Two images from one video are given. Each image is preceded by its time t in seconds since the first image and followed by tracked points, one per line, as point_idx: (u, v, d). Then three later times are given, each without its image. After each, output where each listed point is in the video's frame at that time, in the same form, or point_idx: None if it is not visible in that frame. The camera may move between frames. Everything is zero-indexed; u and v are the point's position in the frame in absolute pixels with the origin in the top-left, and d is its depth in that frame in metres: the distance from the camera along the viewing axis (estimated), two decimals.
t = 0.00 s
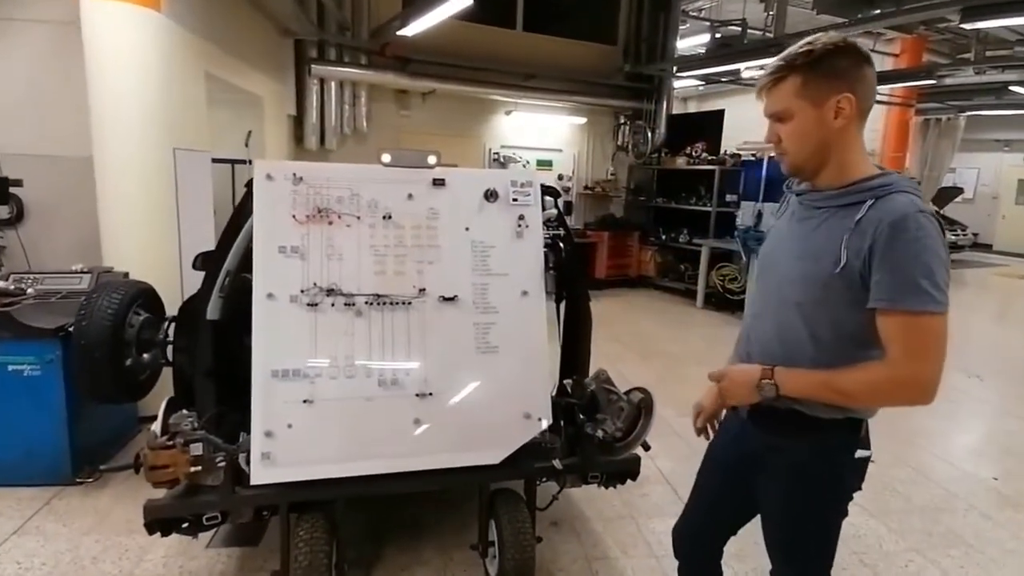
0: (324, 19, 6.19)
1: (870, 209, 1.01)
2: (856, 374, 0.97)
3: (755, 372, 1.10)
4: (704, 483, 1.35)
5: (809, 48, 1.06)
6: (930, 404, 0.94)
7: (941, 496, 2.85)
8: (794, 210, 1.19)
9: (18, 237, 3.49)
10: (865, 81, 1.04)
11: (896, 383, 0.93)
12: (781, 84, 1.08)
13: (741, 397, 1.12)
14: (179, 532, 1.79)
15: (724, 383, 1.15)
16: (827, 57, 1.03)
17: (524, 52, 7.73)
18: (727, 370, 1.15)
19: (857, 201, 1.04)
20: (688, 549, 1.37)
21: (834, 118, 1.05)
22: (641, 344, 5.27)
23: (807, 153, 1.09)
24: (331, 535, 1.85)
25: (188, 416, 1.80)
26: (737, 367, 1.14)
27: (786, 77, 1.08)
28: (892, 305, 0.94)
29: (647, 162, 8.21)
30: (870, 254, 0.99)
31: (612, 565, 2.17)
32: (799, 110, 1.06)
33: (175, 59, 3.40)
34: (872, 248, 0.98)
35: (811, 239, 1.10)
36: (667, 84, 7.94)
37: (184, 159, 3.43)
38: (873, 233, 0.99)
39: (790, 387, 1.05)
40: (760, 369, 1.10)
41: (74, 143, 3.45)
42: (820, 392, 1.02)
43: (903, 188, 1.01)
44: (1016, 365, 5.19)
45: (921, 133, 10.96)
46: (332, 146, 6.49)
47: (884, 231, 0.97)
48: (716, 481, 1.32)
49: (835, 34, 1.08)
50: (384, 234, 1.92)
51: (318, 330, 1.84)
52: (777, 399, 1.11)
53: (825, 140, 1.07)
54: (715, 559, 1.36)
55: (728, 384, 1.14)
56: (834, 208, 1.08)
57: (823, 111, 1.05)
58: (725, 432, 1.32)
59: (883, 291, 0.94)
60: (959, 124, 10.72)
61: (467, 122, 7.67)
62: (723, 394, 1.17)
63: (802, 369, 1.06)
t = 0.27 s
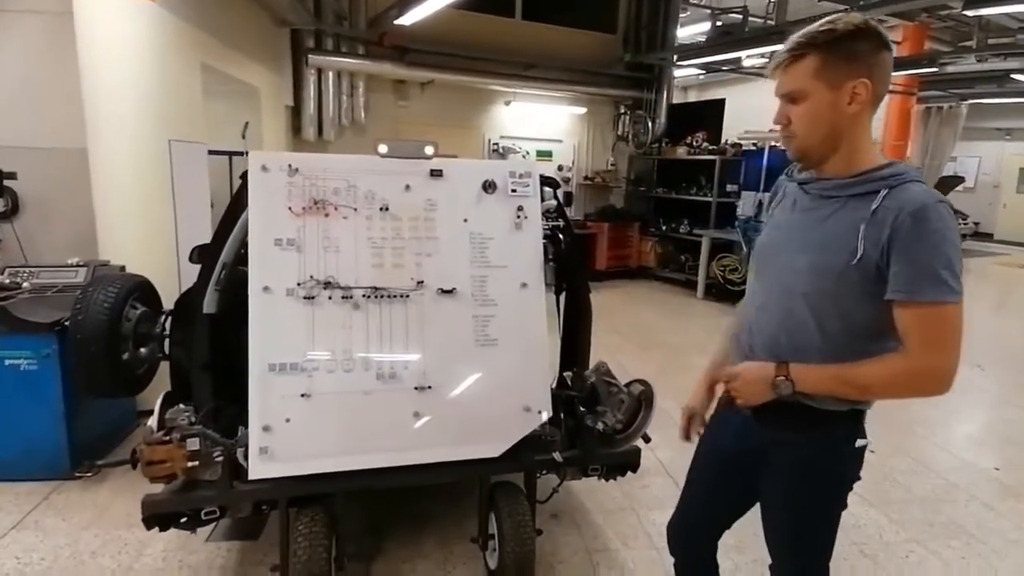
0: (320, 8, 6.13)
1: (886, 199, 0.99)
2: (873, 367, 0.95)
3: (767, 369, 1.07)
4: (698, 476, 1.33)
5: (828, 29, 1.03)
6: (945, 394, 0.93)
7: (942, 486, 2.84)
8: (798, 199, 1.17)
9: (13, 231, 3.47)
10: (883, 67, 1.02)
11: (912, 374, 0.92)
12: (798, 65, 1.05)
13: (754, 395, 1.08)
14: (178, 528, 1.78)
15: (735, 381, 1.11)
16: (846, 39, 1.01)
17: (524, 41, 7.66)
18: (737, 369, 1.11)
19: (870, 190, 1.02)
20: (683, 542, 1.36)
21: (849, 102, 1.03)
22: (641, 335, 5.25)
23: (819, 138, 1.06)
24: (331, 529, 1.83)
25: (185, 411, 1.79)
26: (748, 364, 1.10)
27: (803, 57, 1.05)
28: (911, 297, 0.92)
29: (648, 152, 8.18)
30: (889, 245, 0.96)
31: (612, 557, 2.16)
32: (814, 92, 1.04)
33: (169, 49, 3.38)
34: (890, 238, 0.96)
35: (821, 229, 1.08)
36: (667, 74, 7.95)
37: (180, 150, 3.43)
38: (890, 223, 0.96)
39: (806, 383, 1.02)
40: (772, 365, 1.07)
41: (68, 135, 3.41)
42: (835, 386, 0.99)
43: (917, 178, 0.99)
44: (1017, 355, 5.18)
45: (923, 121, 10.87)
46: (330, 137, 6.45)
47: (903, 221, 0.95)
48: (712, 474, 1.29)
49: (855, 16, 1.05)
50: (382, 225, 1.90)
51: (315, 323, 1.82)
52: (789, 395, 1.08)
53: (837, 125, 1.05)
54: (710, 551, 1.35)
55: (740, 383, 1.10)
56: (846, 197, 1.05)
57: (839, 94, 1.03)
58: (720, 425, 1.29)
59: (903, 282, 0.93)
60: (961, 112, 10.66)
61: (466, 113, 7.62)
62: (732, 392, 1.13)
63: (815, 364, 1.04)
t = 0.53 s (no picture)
0: (324, 10, 6.14)
1: (914, 208, 0.97)
2: (911, 380, 0.94)
3: (802, 390, 1.02)
4: (696, 483, 1.31)
5: (856, 32, 1.00)
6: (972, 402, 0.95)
7: (946, 494, 2.81)
8: (805, 205, 1.14)
9: (15, 231, 3.47)
10: (907, 74, 1.00)
11: (952, 387, 0.91)
12: (825, 69, 1.01)
13: (790, 418, 1.03)
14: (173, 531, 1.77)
15: (767, 407, 1.04)
16: (876, 43, 0.98)
17: (527, 45, 7.66)
18: (765, 390, 1.05)
19: (894, 200, 1.00)
20: (682, 550, 1.34)
21: (876, 109, 1.00)
22: (644, 340, 5.23)
23: (845, 146, 1.03)
24: (328, 535, 1.82)
25: (181, 414, 1.77)
26: (779, 387, 1.03)
27: (830, 60, 1.01)
28: (948, 310, 0.92)
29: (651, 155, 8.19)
30: (922, 257, 0.95)
31: (612, 564, 2.14)
32: (841, 98, 1.00)
33: (171, 50, 3.37)
34: (924, 250, 0.95)
35: (841, 238, 1.05)
36: (671, 78, 7.94)
37: (180, 152, 3.43)
38: (923, 235, 0.95)
39: (843, 403, 0.99)
40: (807, 386, 1.02)
41: (71, 135, 3.42)
42: (876, 404, 0.96)
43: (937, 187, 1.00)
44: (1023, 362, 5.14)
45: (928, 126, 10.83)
46: (332, 139, 6.45)
47: (940, 232, 0.94)
48: (711, 482, 1.27)
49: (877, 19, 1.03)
50: (381, 228, 1.88)
51: (313, 327, 1.80)
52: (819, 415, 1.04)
53: (862, 132, 1.02)
54: (709, 559, 1.33)
55: (775, 409, 1.03)
56: (869, 207, 1.03)
57: (867, 101, 0.99)
58: (718, 431, 1.27)
59: (942, 295, 0.92)
60: (966, 118, 10.63)
61: (469, 115, 7.62)
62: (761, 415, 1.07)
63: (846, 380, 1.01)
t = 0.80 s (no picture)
0: (326, 5, 6.11)
1: (931, 205, 0.97)
2: (936, 377, 0.94)
3: (838, 399, 0.99)
4: (699, 486, 1.28)
5: (887, 18, 0.96)
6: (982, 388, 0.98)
7: (952, 492, 2.79)
8: (814, 197, 1.10)
9: (17, 227, 3.46)
10: (931, 66, 0.98)
11: (972, 380, 0.94)
12: (855, 55, 0.97)
13: (830, 429, 0.99)
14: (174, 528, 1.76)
15: (807, 421, 1.01)
16: (907, 32, 0.95)
17: (531, 39, 7.62)
18: (801, 403, 1.01)
19: (911, 195, 0.99)
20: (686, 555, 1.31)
21: (900, 100, 0.97)
22: (647, 336, 5.21)
23: (867, 136, 1.00)
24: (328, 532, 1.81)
25: (181, 411, 1.77)
26: (816, 398, 1.00)
27: (858, 47, 0.97)
28: (970, 307, 0.92)
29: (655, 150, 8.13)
30: (944, 253, 0.95)
31: (614, 562, 2.13)
32: (867, 86, 0.97)
33: (172, 45, 3.36)
34: (946, 247, 0.94)
35: (858, 235, 1.02)
36: (675, 72, 7.84)
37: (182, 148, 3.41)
38: (945, 232, 0.95)
39: (880, 406, 0.98)
40: (841, 395, 0.99)
41: (73, 131, 3.41)
42: (906, 405, 0.96)
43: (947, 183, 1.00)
44: None
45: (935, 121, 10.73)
46: (335, 135, 6.43)
47: (960, 231, 0.94)
48: (714, 483, 1.25)
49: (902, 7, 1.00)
50: (380, 224, 1.87)
51: (313, 323, 1.79)
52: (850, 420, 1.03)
53: (884, 124, 0.99)
54: (713, 562, 1.31)
55: (819, 423, 1.00)
56: (886, 202, 1.01)
57: (893, 91, 0.97)
58: (718, 431, 1.25)
59: (964, 292, 0.92)
60: (974, 112, 10.52)
61: (472, 110, 7.58)
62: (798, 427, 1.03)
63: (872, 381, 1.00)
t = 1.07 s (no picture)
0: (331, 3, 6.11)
1: (941, 200, 0.99)
2: (943, 361, 0.98)
3: (865, 395, 0.97)
4: (703, 491, 1.27)
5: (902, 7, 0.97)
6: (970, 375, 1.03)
7: (958, 492, 2.76)
8: (824, 195, 1.07)
9: (24, 225, 3.48)
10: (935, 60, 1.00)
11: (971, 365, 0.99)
12: (877, 40, 0.96)
13: (859, 425, 0.96)
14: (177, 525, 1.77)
15: (837, 419, 0.97)
16: (920, 21, 0.96)
17: (536, 36, 7.60)
18: (832, 401, 0.97)
19: (921, 190, 1.00)
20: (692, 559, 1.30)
21: (912, 90, 0.98)
22: (652, 334, 5.19)
23: (885, 125, 0.99)
24: (330, 530, 1.81)
25: (184, 409, 1.78)
26: (844, 396, 0.97)
27: (876, 34, 0.97)
28: (978, 297, 0.97)
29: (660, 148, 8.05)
30: (957, 247, 0.97)
31: (617, 561, 2.12)
32: (886, 73, 0.96)
33: (177, 44, 3.37)
34: (960, 241, 0.97)
35: (875, 232, 1.00)
36: (681, 70, 7.85)
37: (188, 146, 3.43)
38: (958, 226, 0.97)
39: (904, 400, 0.97)
40: (868, 391, 0.97)
41: (79, 129, 3.43)
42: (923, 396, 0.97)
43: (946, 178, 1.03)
44: None
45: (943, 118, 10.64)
46: (340, 133, 6.44)
47: (969, 225, 0.97)
48: (719, 488, 1.23)
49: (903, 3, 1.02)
50: (382, 222, 1.86)
51: (315, 321, 1.79)
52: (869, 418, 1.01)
53: (898, 114, 0.99)
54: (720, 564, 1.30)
55: (847, 421, 0.96)
56: (901, 198, 1.01)
57: (906, 80, 0.97)
58: (720, 435, 1.23)
59: (975, 284, 0.96)
60: (982, 110, 10.43)
61: (477, 108, 7.58)
62: (825, 427, 0.99)
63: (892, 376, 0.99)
